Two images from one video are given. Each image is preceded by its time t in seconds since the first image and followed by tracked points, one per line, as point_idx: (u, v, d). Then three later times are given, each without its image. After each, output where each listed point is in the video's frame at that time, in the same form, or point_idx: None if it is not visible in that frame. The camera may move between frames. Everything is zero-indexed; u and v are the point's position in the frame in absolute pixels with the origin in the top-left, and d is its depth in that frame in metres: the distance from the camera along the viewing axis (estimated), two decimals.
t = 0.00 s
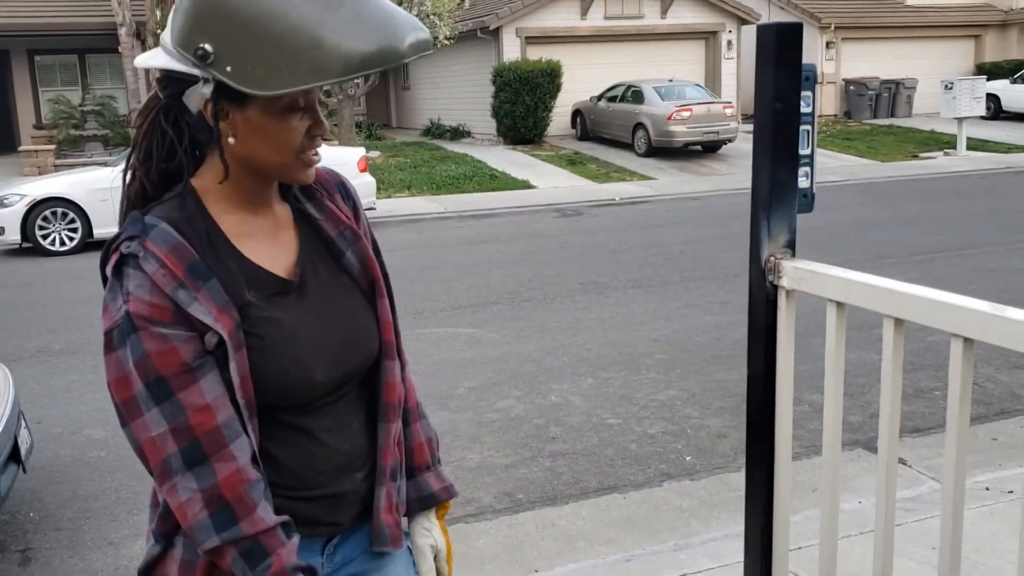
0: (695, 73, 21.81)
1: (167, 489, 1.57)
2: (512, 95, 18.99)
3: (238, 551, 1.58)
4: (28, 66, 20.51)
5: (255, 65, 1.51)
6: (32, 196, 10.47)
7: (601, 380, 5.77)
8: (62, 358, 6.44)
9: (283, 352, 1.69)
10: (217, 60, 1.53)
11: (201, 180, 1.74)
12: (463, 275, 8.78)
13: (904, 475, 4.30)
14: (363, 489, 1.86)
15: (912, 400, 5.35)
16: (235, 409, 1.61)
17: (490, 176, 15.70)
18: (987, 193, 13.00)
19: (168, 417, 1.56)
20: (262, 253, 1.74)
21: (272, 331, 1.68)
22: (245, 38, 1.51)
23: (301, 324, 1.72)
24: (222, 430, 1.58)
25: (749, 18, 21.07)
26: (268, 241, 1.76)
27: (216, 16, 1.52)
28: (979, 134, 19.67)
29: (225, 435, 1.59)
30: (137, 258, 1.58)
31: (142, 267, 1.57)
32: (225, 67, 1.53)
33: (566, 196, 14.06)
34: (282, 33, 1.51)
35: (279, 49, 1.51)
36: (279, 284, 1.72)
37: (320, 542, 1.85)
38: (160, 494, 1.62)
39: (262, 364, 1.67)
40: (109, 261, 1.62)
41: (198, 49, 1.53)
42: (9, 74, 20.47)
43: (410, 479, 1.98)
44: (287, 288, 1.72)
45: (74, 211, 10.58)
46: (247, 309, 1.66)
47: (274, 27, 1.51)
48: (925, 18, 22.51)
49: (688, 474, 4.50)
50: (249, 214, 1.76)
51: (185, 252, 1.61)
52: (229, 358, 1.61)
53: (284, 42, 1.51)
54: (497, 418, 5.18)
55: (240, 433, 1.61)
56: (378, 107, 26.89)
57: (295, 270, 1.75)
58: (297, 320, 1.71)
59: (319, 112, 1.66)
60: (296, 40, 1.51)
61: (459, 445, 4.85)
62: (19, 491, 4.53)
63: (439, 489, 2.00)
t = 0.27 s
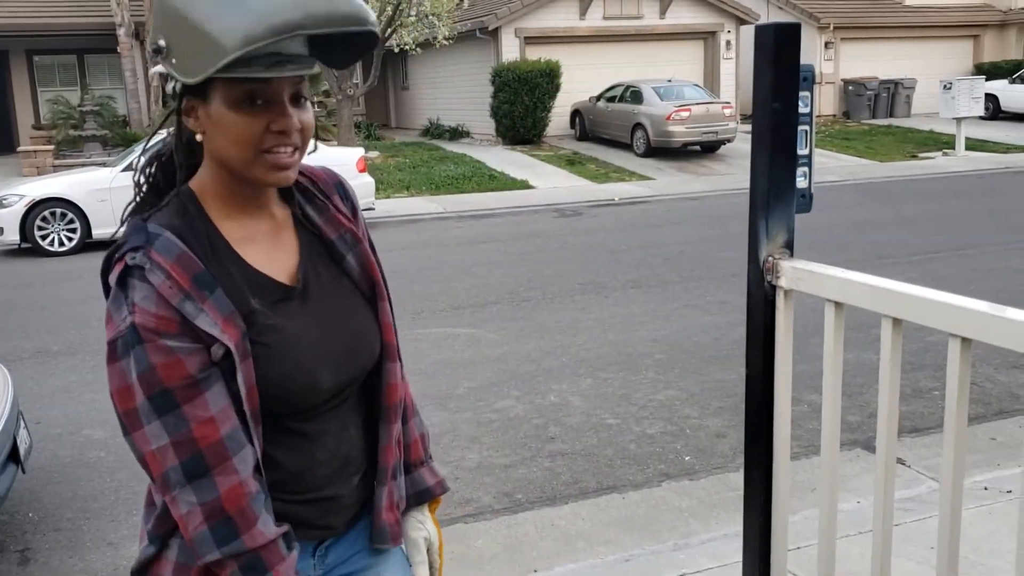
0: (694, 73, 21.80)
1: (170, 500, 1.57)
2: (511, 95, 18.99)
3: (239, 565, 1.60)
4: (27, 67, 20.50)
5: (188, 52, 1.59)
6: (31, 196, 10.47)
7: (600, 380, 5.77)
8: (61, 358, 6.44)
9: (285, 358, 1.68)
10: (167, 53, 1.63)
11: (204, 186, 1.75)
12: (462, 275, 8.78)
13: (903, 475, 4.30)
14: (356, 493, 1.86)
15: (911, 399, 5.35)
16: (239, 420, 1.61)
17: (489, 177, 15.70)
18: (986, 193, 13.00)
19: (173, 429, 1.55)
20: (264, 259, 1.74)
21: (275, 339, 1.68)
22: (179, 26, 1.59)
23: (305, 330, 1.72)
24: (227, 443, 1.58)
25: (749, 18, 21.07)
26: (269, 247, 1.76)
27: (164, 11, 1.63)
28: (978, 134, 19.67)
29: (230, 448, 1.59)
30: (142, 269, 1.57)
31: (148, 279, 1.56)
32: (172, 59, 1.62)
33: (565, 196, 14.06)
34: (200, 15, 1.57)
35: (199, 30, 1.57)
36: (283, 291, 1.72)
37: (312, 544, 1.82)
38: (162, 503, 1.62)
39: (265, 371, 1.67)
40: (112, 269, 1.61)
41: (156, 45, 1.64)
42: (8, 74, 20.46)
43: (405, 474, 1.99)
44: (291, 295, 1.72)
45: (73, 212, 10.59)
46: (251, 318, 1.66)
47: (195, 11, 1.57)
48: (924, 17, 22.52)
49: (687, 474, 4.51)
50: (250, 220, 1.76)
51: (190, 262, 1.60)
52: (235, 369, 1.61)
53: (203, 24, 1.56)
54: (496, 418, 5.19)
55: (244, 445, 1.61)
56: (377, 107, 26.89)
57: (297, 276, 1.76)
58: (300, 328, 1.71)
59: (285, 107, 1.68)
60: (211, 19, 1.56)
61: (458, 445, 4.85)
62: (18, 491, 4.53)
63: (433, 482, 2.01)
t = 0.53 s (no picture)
0: (693, 73, 21.80)
1: (157, 496, 1.58)
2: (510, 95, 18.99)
3: (229, 561, 1.60)
4: (26, 67, 20.50)
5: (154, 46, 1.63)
6: (29, 197, 10.46)
7: (599, 380, 5.77)
8: (59, 359, 6.44)
9: (275, 358, 1.69)
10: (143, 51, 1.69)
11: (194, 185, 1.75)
12: (461, 275, 8.78)
13: (901, 475, 4.31)
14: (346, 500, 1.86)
15: (909, 399, 5.36)
16: (228, 418, 1.62)
17: (488, 177, 15.70)
18: (985, 193, 13.00)
19: (159, 425, 1.56)
20: (254, 259, 1.74)
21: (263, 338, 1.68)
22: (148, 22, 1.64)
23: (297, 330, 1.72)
24: (213, 439, 1.59)
25: (747, 18, 21.07)
26: (261, 246, 1.76)
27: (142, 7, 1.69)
28: (977, 134, 19.67)
29: (217, 445, 1.59)
30: (127, 266, 1.58)
31: (133, 275, 1.57)
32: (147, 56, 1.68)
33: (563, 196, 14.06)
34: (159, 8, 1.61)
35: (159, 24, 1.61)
36: (273, 290, 1.72)
37: (304, 550, 1.83)
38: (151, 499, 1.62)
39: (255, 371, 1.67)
40: (100, 266, 1.62)
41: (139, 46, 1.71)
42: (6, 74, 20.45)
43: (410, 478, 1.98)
44: (281, 294, 1.72)
45: (72, 212, 10.59)
46: (239, 316, 1.67)
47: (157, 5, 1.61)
48: (923, 17, 22.52)
49: (686, 474, 4.51)
50: (240, 219, 1.76)
51: (176, 259, 1.60)
52: (222, 368, 1.61)
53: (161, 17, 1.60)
54: (495, 418, 5.19)
55: (231, 442, 1.61)
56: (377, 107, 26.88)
57: (288, 275, 1.76)
58: (291, 327, 1.71)
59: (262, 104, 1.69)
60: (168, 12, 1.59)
61: (456, 445, 4.85)
62: (16, 491, 4.53)
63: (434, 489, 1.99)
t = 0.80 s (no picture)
0: (692, 74, 21.81)
1: (150, 498, 1.59)
2: (509, 96, 19.00)
3: (223, 564, 1.60)
4: (25, 68, 20.49)
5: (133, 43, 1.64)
6: (28, 198, 10.46)
7: (598, 380, 5.78)
8: (58, 360, 6.44)
9: (265, 359, 1.68)
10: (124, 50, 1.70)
11: (181, 188, 1.76)
12: (460, 276, 8.78)
13: (901, 475, 4.31)
14: (350, 497, 1.87)
15: (908, 400, 5.36)
16: (217, 420, 1.62)
17: (487, 177, 15.70)
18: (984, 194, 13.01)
19: (148, 427, 1.57)
20: (243, 261, 1.74)
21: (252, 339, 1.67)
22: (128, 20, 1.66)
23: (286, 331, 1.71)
24: (202, 440, 1.59)
25: (746, 18, 21.09)
26: (249, 248, 1.76)
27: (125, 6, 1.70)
28: (976, 134, 19.68)
29: (207, 446, 1.59)
30: (112, 270, 1.58)
31: (118, 278, 1.58)
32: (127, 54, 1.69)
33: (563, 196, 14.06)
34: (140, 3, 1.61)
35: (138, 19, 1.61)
36: (261, 292, 1.71)
37: (310, 549, 1.84)
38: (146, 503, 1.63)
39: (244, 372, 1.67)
40: (89, 271, 1.63)
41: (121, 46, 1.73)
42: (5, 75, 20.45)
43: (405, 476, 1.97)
44: (269, 294, 1.72)
45: (71, 213, 10.59)
46: (226, 318, 1.66)
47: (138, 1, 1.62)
48: (921, 18, 22.55)
49: (685, 474, 4.51)
50: (227, 222, 1.76)
51: (161, 260, 1.61)
52: (208, 370, 1.61)
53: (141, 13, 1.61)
54: (494, 419, 5.19)
55: (221, 444, 1.61)
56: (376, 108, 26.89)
57: (277, 275, 1.75)
58: (280, 327, 1.71)
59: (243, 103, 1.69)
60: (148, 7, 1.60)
61: (456, 446, 4.85)
62: (15, 492, 4.52)
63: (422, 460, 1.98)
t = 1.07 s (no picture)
0: (693, 73, 21.80)
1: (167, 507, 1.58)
2: (510, 96, 18.99)
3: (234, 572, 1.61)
4: (25, 67, 20.50)
5: (133, 58, 1.58)
6: (28, 197, 10.46)
7: (599, 380, 5.77)
8: (59, 359, 6.43)
9: (274, 357, 1.67)
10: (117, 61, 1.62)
11: (184, 187, 1.74)
12: (461, 275, 8.77)
13: (903, 474, 4.30)
14: (366, 485, 1.88)
15: (910, 399, 5.35)
16: (229, 426, 1.60)
17: (487, 177, 15.70)
18: (985, 193, 13.00)
19: (161, 438, 1.55)
20: (249, 261, 1.73)
21: (263, 340, 1.66)
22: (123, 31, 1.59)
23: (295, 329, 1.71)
24: (216, 448, 1.58)
25: (748, 18, 21.08)
26: (252, 248, 1.75)
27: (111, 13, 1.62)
28: (977, 133, 19.66)
29: (220, 454, 1.59)
30: (121, 277, 1.56)
31: (127, 286, 1.55)
32: (120, 65, 1.62)
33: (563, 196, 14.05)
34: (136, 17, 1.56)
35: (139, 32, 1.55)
36: (269, 293, 1.71)
37: (328, 536, 1.85)
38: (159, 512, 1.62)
39: (254, 373, 1.66)
40: (94, 278, 1.60)
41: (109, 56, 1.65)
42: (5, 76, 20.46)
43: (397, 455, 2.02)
44: (276, 293, 1.71)
45: (71, 212, 10.59)
46: (236, 321, 1.65)
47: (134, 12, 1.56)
48: (922, 17, 22.53)
49: (687, 473, 4.50)
50: (230, 223, 1.75)
51: (171, 267, 1.59)
52: (221, 376, 1.60)
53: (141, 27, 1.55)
54: (495, 418, 5.18)
55: (232, 452, 1.60)
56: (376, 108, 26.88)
57: (282, 274, 1.75)
58: (288, 326, 1.70)
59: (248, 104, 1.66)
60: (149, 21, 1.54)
61: (458, 445, 4.85)
62: (17, 491, 4.52)
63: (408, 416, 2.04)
